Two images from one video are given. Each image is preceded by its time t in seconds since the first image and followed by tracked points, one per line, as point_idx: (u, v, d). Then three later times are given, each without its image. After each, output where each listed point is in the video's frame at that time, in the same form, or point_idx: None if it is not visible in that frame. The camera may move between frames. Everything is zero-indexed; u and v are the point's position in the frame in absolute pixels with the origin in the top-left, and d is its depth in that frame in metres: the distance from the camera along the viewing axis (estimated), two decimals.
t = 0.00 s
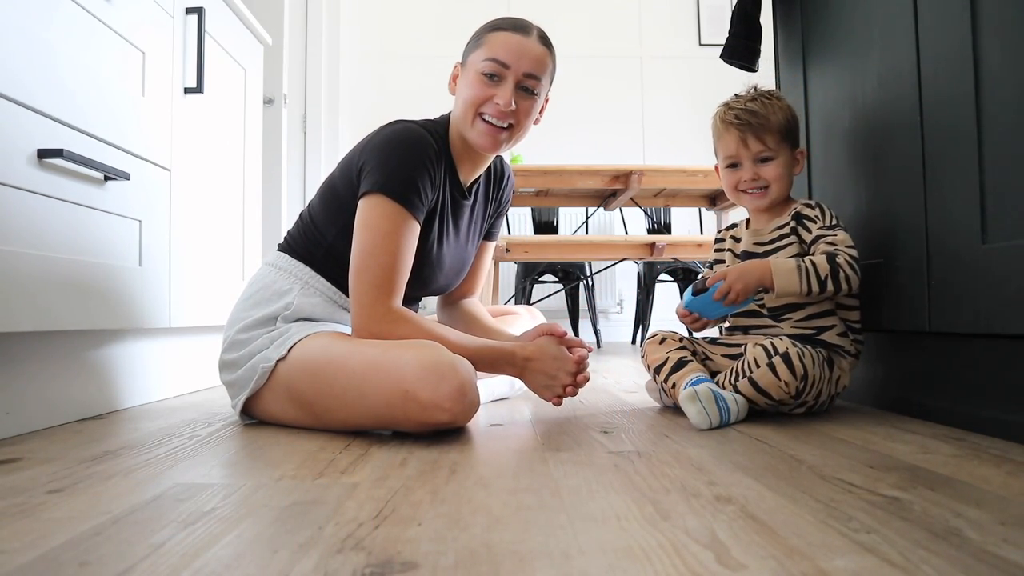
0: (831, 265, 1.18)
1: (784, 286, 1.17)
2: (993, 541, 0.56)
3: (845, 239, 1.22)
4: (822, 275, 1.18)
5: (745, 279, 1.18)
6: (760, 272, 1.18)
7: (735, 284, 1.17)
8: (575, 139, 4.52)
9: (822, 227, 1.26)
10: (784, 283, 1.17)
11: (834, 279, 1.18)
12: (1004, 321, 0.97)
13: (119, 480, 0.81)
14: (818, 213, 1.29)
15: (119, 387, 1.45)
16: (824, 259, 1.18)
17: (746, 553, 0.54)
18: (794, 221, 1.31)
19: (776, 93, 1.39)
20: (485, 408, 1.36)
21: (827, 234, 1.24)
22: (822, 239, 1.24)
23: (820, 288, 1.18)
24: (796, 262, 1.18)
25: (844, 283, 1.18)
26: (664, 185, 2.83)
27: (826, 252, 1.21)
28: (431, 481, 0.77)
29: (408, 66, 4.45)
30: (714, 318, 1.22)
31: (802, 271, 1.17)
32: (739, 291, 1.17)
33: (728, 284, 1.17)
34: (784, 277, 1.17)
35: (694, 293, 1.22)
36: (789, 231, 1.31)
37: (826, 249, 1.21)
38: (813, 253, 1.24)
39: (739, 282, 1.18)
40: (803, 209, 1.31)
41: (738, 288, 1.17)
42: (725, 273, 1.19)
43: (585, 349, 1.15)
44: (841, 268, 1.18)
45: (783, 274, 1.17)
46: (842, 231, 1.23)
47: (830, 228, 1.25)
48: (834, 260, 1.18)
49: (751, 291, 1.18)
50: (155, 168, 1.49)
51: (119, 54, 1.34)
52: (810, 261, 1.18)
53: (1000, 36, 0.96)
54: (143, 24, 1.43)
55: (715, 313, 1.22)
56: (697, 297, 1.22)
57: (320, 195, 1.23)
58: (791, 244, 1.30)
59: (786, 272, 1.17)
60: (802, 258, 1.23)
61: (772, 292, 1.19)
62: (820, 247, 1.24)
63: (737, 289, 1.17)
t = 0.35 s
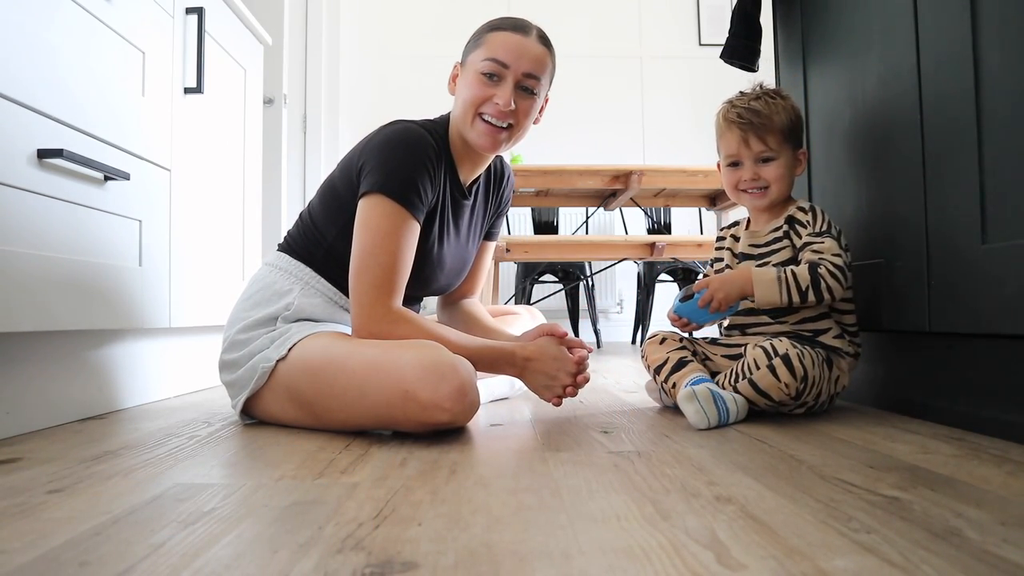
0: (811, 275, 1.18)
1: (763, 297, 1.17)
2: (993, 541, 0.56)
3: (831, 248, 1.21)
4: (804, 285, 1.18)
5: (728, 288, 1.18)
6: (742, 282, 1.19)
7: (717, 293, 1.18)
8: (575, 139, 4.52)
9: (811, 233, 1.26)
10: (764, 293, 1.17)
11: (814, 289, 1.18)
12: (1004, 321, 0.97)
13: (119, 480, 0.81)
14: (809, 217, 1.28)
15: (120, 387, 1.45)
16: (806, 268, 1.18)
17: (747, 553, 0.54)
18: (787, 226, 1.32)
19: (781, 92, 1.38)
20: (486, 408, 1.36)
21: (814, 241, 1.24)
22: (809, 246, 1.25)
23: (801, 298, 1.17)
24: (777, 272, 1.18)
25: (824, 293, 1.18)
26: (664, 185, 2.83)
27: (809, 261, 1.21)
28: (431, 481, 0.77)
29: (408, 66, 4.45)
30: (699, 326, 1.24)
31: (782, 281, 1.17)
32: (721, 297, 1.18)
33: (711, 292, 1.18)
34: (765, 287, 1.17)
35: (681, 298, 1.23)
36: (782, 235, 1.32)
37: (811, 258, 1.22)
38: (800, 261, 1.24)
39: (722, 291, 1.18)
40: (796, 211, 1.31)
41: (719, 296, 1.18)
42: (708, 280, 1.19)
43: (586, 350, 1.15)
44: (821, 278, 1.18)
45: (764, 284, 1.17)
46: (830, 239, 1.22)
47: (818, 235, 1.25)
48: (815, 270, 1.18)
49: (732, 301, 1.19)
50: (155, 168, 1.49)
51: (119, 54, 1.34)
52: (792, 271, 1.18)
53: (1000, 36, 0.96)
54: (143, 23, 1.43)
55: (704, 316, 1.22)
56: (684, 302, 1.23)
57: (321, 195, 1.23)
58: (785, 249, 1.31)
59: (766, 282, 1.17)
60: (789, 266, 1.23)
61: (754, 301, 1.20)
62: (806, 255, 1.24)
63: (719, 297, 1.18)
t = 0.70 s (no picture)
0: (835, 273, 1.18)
1: (786, 293, 1.17)
2: (993, 541, 0.56)
3: (849, 246, 1.21)
4: (826, 282, 1.18)
5: (748, 286, 1.18)
6: (765, 280, 1.18)
7: (736, 291, 1.18)
8: (574, 139, 4.52)
9: (827, 233, 1.25)
10: (787, 289, 1.17)
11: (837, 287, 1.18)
12: (1004, 321, 0.97)
13: (119, 480, 0.81)
14: (823, 216, 1.28)
15: (120, 387, 1.45)
16: (828, 266, 1.19)
17: (747, 553, 0.54)
18: (800, 225, 1.31)
19: (787, 90, 1.38)
20: (486, 408, 1.37)
21: (831, 240, 1.24)
22: (825, 246, 1.24)
23: (824, 296, 1.18)
24: (799, 270, 1.18)
25: (846, 291, 1.18)
26: (664, 185, 2.83)
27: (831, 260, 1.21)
28: (431, 481, 0.77)
29: (408, 66, 4.45)
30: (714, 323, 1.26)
31: (805, 278, 1.17)
32: (742, 297, 1.18)
33: (731, 290, 1.18)
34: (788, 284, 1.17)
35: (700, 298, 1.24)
36: (794, 234, 1.31)
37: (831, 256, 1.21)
38: (818, 260, 1.24)
39: (742, 290, 1.18)
40: (808, 211, 1.30)
41: (739, 296, 1.18)
42: (728, 279, 1.19)
43: (585, 351, 1.15)
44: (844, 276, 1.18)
45: (788, 281, 1.17)
46: (848, 238, 1.22)
47: (835, 234, 1.24)
48: (838, 268, 1.18)
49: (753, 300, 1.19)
50: (155, 168, 1.49)
51: (119, 54, 1.34)
52: (814, 268, 1.18)
53: (1000, 37, 0.96)
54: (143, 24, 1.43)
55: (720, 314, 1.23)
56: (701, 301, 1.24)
57: (321, 195, 1.23)
58: (797, 249, 1.31)
59: (790, 279, 1.17)
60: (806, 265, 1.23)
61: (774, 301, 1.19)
62: (824, 254, 1.24)
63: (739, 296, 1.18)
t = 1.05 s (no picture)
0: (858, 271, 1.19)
1: (813, 292, 1.17)
2: (993, 541, 0.56)
3: (870, 245, 1.22)
4: (851, 280, 1.18)
5: (773, 285, 1.17)
6: (791, 279, 1.18)
7: (761, 289, 1.17)
8: (574, 139, 4.52)
9: (845, 232, 1.26)
10: (814, 288, 1.16)
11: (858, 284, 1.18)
12: (1004, 321, 0.97)
13: (119, 480, 0.81)
14: (838, 216, 1.28)
15: (119, 387, 1.45)
16: (852, 264, 1.19)
17: (746, 553, 0.54)
18: (813, 224, 1.31)
19: (795, 89, 1.39)
20: (485, 408, 1.37)
21: (850, 239, 1.24)
22: (844, 245, 1.24)
23: (848, 293, 1.18)
24: (824, 267, 1.17)
25: (871, 288, 1.19)
26: (664, 185, 2.83)
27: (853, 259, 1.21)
28: (431, 481, 0.77)
29: (408, 66, 4.45)
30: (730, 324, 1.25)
31: (832, 276, 1.17)
32: (766, 295, 1.17)
33: (755, 288, 1.17)
34: (813, 283, 1.17)
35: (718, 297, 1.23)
36: (807, 233, 1.31)
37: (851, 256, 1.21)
38: (837, 258, 1.23)
39: (767, 289, 1.17)
40: (822, 211, 1.31)
41: (763, 294, 1.17)
42: (752, 277, 1.18)
43: (585, 352, 1.15)
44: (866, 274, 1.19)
45: (813, 280, 1.17)
46: (865, 236, 1.23)
47: (853, 233, 1.25)
48: (862, 267, 1.19)
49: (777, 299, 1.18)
50: (155, 169, 1.49)
51: (119, 54, 1.34)
52: (839, 266, 1.18)
53: (1000, 37, 0.96)
54: (143, 24, 1.43)
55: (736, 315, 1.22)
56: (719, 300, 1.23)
57: (318, 194, 1.23)
58: (811, 247, 1.30)
59: (815, 277, 1.17)
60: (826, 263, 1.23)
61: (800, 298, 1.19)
62: (844, 252, 1.23)
63: (763, 295, 1.17)
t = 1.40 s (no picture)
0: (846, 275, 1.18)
1: (799, 296, 1.17)
2: (993, 541, 0.56)
3: (861, 248, 1.22)
4: (838, 284, 1.18)
5: (760, 289, 1.18)
6: (777, 283, 1.18)
7: (747, 293, 1.18)
8: (574, 139, 4.52)
9: (838, 235, 1.25)
10: (800, 293, 1.17)
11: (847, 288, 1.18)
12: (1004, 322, 0.97)
13: (119, 480, 0.81)
14: (833, 218, 1.28)
15: (119, 387, 1.45)
16: (840, 268, 1.19)
17: (747, 553, 0.54)
18: (808, 226, 1.31)
19: (799, 90, 1.40)
20: (485, 408, 1.37)
21: (842, 242, 1.24)
22: (836, 248, 1.24)
23: (835, 298, 1.18)
24: (812, 271, 1.18)
25: (858, 293, 1.18)
26: (664, 185, 2.83)
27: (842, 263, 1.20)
28: (431, 481, 0.77)
29: (408, 66, 4.45)
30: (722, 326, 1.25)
31: (818, 280, 1.17)
32: (751, 299, 1.18)
33: (741, 292, 1.18)
34: (799, 287, 1.17)
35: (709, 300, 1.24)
36: (803, 235, 1.31)
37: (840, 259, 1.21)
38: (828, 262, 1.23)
39: (754, 292, 1.18)
40: (818, 213, 1.30)
41: (750, 298, 1.18)
42: (739, 281, 1.19)
43: (586, 354, 1.15)
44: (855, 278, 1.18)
45: (799, 284, 1.17)
46: (859, 240, 1.23)
47: (845, 236, 1.25)
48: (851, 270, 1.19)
49: (764, 303, 1.19)
50: (155, 168, 1.49)
51: (119, 54, 1.34)
52: (825, 271, 1.18)
53: (1001, 38, 0.96)
54: (143, 24, 1.43)
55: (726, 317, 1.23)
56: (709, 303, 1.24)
57: (320, 194, 1.23)
58: (805, 249, 1.30)
59: (802, 282, 1.17)
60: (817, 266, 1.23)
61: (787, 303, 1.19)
62: (835, 256, 1.23)
63: (749, 299, 1.18)
